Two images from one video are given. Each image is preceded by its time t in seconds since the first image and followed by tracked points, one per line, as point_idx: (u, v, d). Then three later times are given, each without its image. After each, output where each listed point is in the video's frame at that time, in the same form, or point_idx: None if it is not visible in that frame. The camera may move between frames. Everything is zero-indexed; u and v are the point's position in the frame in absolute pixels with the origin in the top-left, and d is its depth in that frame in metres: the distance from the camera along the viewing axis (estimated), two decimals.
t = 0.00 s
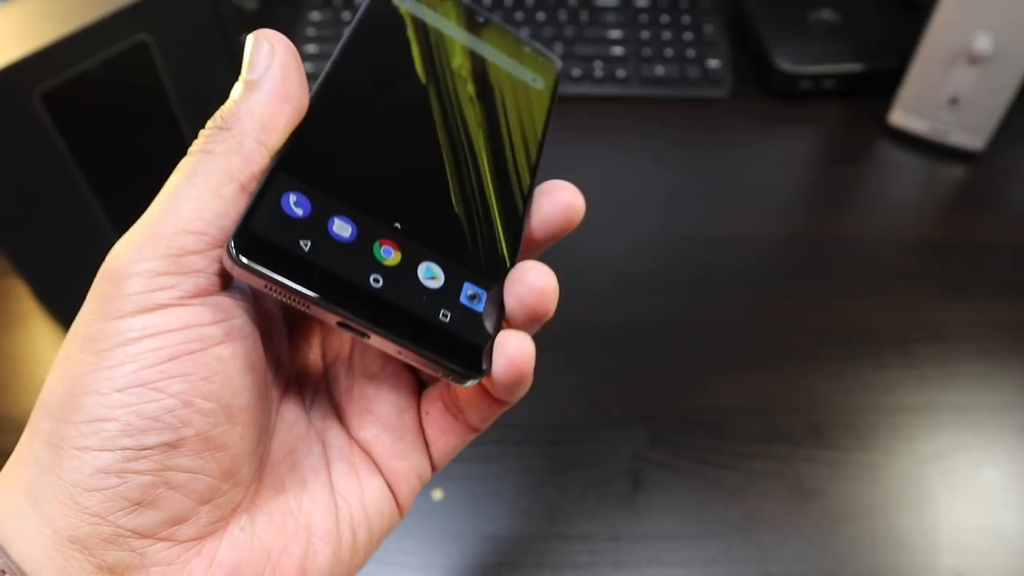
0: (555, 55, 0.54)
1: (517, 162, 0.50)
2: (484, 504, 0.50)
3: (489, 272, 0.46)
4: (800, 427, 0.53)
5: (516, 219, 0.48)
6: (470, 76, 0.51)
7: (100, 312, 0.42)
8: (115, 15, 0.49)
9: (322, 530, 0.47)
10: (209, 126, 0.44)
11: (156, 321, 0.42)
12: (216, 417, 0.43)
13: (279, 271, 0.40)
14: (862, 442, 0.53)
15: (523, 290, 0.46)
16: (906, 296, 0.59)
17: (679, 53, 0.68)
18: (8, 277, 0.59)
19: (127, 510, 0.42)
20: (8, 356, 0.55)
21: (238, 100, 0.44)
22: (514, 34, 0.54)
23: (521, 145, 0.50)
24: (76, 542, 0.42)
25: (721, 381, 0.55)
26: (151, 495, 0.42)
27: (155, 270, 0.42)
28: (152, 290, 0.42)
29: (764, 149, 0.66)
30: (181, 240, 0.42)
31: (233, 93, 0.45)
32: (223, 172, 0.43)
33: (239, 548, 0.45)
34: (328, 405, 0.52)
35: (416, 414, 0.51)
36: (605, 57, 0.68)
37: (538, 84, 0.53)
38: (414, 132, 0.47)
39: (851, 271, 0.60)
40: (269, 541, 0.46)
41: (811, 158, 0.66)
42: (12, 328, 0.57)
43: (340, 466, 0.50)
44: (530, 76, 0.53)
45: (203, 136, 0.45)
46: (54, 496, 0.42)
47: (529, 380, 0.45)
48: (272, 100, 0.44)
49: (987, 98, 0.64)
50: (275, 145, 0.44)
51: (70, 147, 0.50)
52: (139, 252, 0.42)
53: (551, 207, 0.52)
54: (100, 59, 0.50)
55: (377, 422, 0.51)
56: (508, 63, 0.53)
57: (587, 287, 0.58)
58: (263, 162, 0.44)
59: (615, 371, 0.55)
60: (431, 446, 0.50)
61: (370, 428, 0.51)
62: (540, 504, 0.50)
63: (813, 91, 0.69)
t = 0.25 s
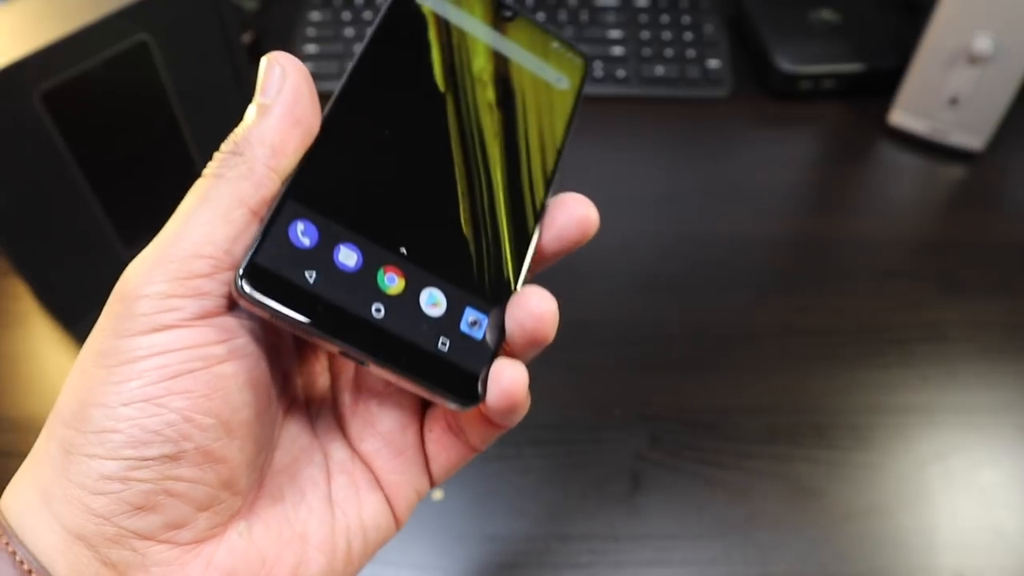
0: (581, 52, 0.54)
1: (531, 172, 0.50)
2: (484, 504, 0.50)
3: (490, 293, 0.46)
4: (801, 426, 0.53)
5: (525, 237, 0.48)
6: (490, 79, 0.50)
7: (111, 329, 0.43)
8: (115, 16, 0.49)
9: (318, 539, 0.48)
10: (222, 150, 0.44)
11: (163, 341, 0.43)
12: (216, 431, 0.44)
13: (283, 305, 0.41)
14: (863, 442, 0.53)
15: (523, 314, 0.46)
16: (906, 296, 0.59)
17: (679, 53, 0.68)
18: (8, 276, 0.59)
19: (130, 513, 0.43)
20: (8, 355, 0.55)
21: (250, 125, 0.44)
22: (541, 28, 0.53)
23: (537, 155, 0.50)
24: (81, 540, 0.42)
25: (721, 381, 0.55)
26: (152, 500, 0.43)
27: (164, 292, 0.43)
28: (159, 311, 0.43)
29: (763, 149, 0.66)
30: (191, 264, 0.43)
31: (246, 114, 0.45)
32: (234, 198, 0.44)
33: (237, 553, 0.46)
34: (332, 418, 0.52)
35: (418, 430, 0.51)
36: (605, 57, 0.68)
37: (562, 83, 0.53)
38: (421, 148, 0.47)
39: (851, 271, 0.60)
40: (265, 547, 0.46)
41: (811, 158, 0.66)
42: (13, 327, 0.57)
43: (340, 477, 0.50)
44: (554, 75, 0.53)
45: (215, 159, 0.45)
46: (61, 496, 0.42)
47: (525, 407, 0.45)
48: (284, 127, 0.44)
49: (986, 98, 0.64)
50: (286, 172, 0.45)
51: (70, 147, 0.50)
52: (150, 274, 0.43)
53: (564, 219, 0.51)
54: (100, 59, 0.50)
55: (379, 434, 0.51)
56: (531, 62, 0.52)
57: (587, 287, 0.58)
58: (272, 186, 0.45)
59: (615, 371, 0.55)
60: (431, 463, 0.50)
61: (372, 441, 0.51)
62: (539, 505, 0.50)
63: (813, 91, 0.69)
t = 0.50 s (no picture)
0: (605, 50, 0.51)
1: (532, 184, 0.49)
2: (484, 504, 0.50)
3: (473, 312, 0.48)
4: (801, 426, 0.53)
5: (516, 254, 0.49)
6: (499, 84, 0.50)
7: (105, 321, 0.45)
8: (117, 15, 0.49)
9: (292, 523, 0.49)
10: (222, 162, 0.47)
11: (151, 336, 0.45)
12: (197, 424, 0.46)
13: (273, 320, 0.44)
14: (863, 442, 0.53)
15: (498, 332, 0.46)
16: (906, 296, 0.59)
17: (679, 53, 0.68)
18: (7, 275, 0.59)
19: (115, 489, 0.45)
20: (8, 355, 0.55)
21: (251, 139, 0.47)
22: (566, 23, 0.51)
23: (541, 166, 0.50)
24: (70, 513, 0.44)
25: (721, 381, 0.55)
26: (135, 480, 0.45)
27: (157, 291, 0.45)
28: (151, 308, 0.45)
29: (763, 149, 0.66)
30: (182, 267, 0.45)
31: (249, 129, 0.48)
32: (229, 208, 0.46)
33: (214, 532, 0.47)
34: (320, 412, 0.53)
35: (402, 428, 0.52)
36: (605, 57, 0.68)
37: (578, 87, 0.51)
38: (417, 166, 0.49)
39: (851, 271, 0.60)
40: (241, 527, 0.48)
41: (812, 158, 0.66)
42: (12, 327, 0.57)
43: (322, 468, 0.51)
44: (573, 77, 0.50)
45: (217, 168, 0.47)
46: (51, 470, 0.44)
47: (499, 417, 0.46)
48: (284, 141, 0.47)
49: (987, 98, 0.64)
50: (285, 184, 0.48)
51: (70, 146, 0.50)
52: (144, 272, 0.45)
53: (559, 232, 0.51)
54: (100, 60, 0.50)
55: (364, 429, 0.52)
56: (550, 61, 0.50)
57: (587, 287, 0.58)
58: (268, 197, 0.47)
59: (615, 371, 0.55)
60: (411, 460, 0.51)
61: (356, 437, 0.52)
62: (539, 505, 0.50)
63: (813, 91, 0.69)
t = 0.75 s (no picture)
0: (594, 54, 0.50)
1: (522, 191, 0.50)
2: (484, 504, 0.50)
3: (464, 315, 0.48)
4: (800, 426, 0.53)
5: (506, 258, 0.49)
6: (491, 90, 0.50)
7: (123, 322, 0.46)
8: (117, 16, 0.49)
9: (304, 513, 0.49)
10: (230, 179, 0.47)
11: (165, 336, 0.46)
12: (213, 418, 0.47)
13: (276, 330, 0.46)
14: (863, 442, 0.53)
15: (486, 332, 0.46)
16: (906, 296, 0.59)
17: (679, 53, 0.68)
18: (8, 276, 0.59)
19: (138, 480, 0.46)
20: (8, 355, 0.55)
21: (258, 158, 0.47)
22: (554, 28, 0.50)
23: (530, 172, 0.50)
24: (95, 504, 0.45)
25: (721, 381, 0.55)
26: (155, 471, 0.46)
27: (170, 293, 0.46)
28: (164, 309, 0.45)
29: (763, 149, 0.66)
30: (192, 272, 0.46)
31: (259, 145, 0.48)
32: (237, 221, 0.47)
33: (232, 522, 0.47)
34: (328, 408, 0.53)
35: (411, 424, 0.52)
36: (605, 58, 0.68)
37: (564, 91, 0.51)
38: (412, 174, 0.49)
39: (851, 271, 0.60)
40: (255, 518, 0.48)
41: (811, 158, 0.66)
42: (13, 328, 0.57)
43: (331, 462, 0.51)
44: (562, 81, 0.50)
45: (227, 183, 0.48)
46: (78, 462, 0.45)
47: (491, 413, 0.47)
48: (289, 161, 0.47)
49: (987, 98, 0.64)
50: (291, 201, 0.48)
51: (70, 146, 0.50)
52: (157, 276, 0.46)
53: (546, 232, 0.51)
54: (100, 60, 0.50)
55: (371, 425, 0.52)
56: (537, 67, 0.50)
57: (587, 287, 0.58)
58: (274, 212, 0.48)
59: (615, 371, 0.55)
60: (417, 454, 0.51)
61: (364, 432, 0.52)
62: (540, 505, 0.50)
63: (813, 91, 0.69)
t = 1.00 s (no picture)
0: (606, 59, 0.49)
1: (532, 201, 0.49)
2: (484, 504, 0.50)
3: (475, 329, 0.48)
4: (800, 426, 0.53)
5: (516, 271, 0.49)
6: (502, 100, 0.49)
7: (136, 340, 0.46)
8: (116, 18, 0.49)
9: (315, 526, 0.49)
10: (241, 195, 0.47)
11: (177, 354, 0.46)
12: (224, 433, 0.47)
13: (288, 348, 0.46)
14: (863, 442, 0.53)
15: (497, 346, 0.46)
16: (905, 297, 0.59)
17: (679, 54, 0.68)
18: (8, 277, 0.59)
19: (152, 495, 0.46)
20: (9, 355, 0.55)
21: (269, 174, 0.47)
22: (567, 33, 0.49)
23: (542, 183, 0.49)
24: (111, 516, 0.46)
25: (721, 381, 0.55)
26: (169, 485, 0.46)
27: (183, 312, 0.46)
28: (177, 328, 0.46)
29: (763, 149, 0.66)
30: (202, 290, 0.46)
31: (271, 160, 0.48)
32: (245, 238, 0.47)
33: (244, 535, 0.48)
34: (340, 423, 0.53)
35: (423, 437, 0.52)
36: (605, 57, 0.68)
37: (577, 99, 0.49)
38: (419, 187, 0.48)
39: (851, 271, 0.60)
40: (267, 531, 0.48)
41: (811, 158, 0.66)
42: (13, 328, 0.57)
43: (342, 476, 0.51)
44: (574, 88, 0.49)
45: (239, 197, 0.48)
46: (94, 476, 0.46)
47: (502, 429, 0.47)
48: (299, 179, 0.47)
49: (987, 98, 0.64)
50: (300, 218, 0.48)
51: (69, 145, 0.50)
52: (170, 294, 0.46)
53: (558, 244, 0.51)
54: (101, 60, 0.50)
55: (382, 437, 0.52)
56: (549, 76, 0.49)
57: (588, 287, 0.58)
58: (283, 228, 0.48)
59: (615, 370, 0.55)
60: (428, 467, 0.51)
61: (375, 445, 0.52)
62: (540, 505, 0.50)
63: (813, 91, 0.69)
